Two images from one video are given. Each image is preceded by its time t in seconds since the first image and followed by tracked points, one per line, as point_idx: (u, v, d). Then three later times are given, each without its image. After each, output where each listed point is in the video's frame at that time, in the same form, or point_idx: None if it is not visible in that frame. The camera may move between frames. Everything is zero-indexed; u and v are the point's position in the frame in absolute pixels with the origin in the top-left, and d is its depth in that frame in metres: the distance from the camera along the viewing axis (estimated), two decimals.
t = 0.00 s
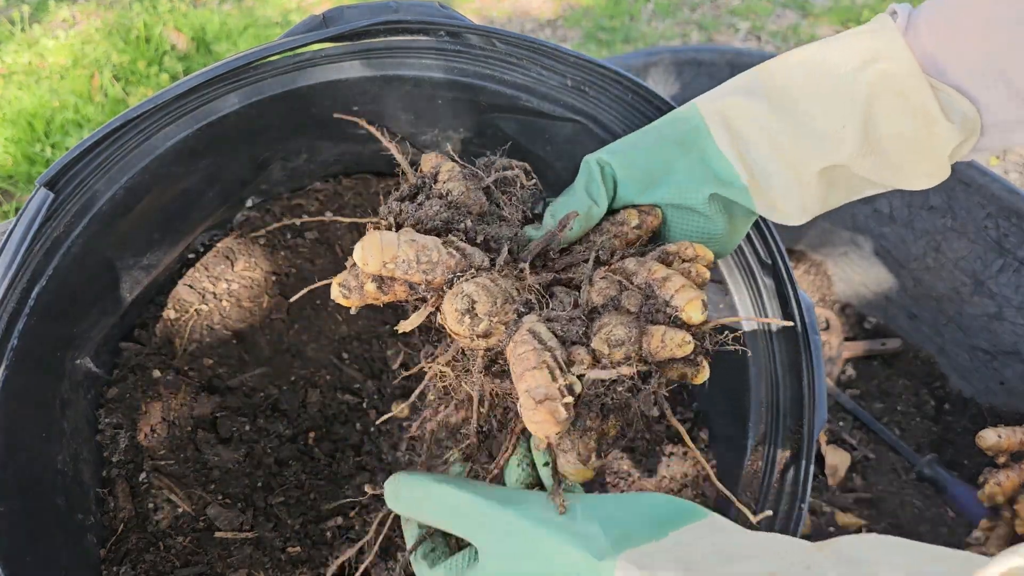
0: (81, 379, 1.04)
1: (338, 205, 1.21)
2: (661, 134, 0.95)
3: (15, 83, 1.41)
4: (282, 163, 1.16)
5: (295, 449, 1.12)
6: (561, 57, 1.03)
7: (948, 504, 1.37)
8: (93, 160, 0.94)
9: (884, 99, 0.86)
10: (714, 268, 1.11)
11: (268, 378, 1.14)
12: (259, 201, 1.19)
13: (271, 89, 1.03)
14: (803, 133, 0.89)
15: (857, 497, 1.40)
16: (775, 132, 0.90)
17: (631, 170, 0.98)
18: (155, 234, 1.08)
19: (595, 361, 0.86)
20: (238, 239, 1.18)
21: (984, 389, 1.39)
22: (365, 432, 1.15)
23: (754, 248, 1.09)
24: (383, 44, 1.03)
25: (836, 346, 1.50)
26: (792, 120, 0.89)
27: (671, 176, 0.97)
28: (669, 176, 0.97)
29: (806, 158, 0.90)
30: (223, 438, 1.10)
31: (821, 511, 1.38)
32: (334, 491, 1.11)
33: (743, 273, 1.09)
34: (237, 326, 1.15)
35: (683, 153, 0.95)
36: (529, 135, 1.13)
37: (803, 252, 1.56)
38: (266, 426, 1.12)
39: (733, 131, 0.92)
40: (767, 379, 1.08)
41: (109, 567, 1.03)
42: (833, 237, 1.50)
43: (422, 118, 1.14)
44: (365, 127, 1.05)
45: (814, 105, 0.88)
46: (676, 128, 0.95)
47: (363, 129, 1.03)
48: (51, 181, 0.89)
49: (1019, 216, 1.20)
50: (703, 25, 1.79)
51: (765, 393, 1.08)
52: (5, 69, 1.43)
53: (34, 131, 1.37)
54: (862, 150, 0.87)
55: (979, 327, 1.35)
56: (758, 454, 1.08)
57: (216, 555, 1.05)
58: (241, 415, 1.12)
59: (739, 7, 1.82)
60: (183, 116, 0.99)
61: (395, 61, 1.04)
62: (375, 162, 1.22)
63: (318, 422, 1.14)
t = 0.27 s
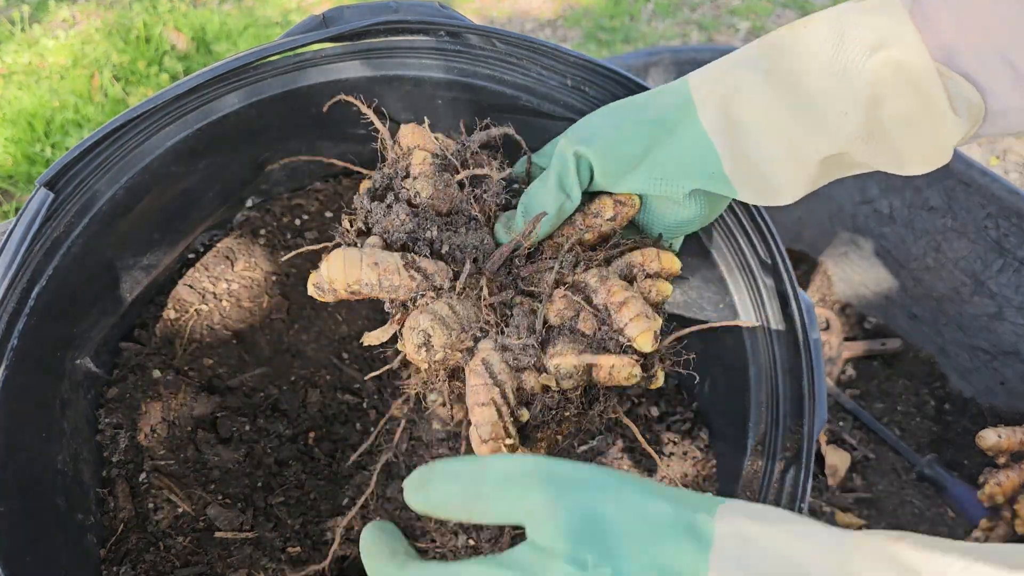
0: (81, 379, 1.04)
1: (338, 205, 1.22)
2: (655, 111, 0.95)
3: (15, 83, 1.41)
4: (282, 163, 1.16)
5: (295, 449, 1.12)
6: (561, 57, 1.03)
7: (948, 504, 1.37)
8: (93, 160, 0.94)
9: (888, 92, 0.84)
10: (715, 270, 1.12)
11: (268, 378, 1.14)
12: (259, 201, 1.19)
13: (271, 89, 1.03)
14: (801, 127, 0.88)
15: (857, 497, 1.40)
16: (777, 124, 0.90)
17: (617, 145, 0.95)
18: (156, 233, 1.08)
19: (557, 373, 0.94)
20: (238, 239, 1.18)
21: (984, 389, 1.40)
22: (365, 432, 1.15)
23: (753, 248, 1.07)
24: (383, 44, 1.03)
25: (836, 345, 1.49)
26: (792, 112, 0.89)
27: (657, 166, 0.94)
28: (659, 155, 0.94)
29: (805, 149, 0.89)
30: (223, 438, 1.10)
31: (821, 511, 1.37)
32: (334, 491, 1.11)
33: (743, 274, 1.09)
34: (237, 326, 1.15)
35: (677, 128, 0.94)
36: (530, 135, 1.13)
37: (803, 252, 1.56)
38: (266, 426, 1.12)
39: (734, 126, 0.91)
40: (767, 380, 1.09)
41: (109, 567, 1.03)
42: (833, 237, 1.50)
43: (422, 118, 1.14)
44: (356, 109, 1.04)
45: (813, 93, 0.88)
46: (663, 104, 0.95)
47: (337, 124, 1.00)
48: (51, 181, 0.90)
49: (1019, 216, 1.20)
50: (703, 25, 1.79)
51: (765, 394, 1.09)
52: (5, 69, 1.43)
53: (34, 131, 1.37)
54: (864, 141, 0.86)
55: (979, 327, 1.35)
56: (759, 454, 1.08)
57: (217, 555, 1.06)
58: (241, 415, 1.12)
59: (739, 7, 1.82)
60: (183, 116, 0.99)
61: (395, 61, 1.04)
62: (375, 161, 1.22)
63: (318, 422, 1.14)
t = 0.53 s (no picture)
0: (81, 379, 1.04)
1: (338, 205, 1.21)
2: (669, 232, 0.81)
3: (15, 83, 1.41)
4: (282, 163, 1.16)
5: (295, 449, 1.11)
6: (561, 57, 1.03)
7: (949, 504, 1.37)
8: (93, 160, 0.94)
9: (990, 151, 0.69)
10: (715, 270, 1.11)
11: (268, 378, 1.14)
12: (259, 201, 1.19)
13: (272, 89, 1.03)
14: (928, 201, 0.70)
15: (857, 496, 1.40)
16: (899, 197, 0.71)
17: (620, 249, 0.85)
18: (156, 233, 1.08)
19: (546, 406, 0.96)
20: (238, 238, 1.18)
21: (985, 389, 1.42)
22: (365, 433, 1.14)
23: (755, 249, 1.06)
24: (384, 45, 1.04)
25: (836, 345, 1.48)
26: (910, 189, 0.70)
27: (664, 256, 0.81)
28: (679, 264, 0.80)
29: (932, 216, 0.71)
30: (223, 439, 1.10)
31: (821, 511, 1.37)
32: (334, 491, 1.10)
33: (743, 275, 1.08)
34: (237, 326, 1.15)
35: (693, 224, 0.80)
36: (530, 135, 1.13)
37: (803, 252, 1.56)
38: (266, 426, 1.12)
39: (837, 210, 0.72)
40: (766, 381, 1.09)
41: (109, 567, 1.04)
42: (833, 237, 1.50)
43: (422, 118, 1.14)
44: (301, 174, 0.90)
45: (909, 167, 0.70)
46: (681, 247, 0.80)
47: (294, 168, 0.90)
48: (51, 181, 0.90)
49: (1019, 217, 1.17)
50: (703, 25, 1.79)
51: (765, 394, 1.09)
52: (6, 70, 1.43)
53: (34, 131, 1.37)
54: (988, 203, 0.69)
55: (980, 326, 1.39)
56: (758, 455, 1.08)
57: (216, 555, 1.06)
58: (241, 415, 1.11)
59: (739, 7, 1.82)
60: (183, 116, 0.99)
61: (395, 61, 1.04)
62: (375, 161, 1.21)
63: (318, 422, 1.14)
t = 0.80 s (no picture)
0: (81, 379, 1.04)
1: (337, 205, 1.21)
2: (809, 266, 0.71)
3: (15, 83, 1.41)
4: (282, 163, 1.16)
5: (295, 449, 1.12)
6: (561, 57, 1.03)
7: (949, 504, 1.37)
8: (93, 160, 0.94)
9: None
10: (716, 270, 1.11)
11: (268, 378, 1.14)
12: (259, 201, 1.19)
13: (271, 89, 1.03)
14: None
15: (857, 496, 1.40)
16: None
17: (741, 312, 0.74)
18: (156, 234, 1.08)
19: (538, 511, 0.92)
20: (238, 239, 1.18)
21: (984, 389, 1.41)
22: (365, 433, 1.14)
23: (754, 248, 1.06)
24: (384, 45, 1.04)
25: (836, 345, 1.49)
26: None
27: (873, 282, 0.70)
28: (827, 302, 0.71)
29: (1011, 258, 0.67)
30: (223, 439, 1.10)
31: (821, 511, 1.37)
32: (334, 491, 1.11)
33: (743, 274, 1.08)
34: (237, 327, 1.15)
35: (835, 266, 0.71)
36: (530, 135, 1.12)
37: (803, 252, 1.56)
38: (266, 426, 1.12)
39: (988, 231, 0.64)
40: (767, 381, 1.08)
41: (109, 567, 1.04)
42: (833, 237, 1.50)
43: (421, 118, 1.14)
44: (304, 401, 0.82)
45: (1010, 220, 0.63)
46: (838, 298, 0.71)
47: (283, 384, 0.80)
48: (51, 181, 0.90)
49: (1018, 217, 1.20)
50: (703, 25, 1.79)
51: (766, 394, 1.08)
52: (5, 69, 1.43)
53: (34, 131, 1.37)
54: None
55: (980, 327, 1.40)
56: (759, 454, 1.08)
57: (217, 555, 1.05)
58: (241, 415, 1.11)
59: (739, 7, 1.82)
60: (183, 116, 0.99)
61: (395, 62, 1.05)
62: (374, 161, 1.21)
63: (318, 422, 1.14)
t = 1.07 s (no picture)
0: (81, 379, 1.04)
1: (337, 205, 1.21)
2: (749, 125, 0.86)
3: (15, 83, 1.41)
4: (282, 163, 1.16)
5: (295, 449, 1.12)
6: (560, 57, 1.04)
7: (948, 504, 1.37)
8: (93, 160, 0.95)
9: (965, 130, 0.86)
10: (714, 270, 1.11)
11: (268, 378, 1.14)
12: (259, 201, 1.19)
13: (271, 89, 1.03)
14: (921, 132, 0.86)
15: (857, 496, 1.40)
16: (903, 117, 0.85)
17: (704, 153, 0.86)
18: (155, 234, 1.08)
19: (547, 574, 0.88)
20: (238, 239, 1.18)
21: (984, 389, 1.39)
22: (365, 433, 1.14)
23: (755, 250, 1.08)
24: (383, 44, 1.04)
25: (836, 345, 1.49)
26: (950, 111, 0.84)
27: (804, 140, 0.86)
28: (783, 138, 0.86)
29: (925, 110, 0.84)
30: (223, 439, 1.10)
31: (821, 511, 1.37)
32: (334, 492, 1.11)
33: (743, 275, 1.09)
34: (238, 327, 1.15)
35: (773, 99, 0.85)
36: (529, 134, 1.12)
37: (803, 252, 1.56)
38: (266, 426, 1.12)
39: (914, 86, 0.83)
40: (767, 382, 1.08)
41: (109, 567, 1.03)
42: (833, 236, 1.50)
43: (421, 118, 1.14)
44: None
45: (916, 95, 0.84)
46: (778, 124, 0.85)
47: None
48: (51, 180, 0.91)
49: (1019, 217, 1.20)
50: (703, 24, 1.79)
51: (766, 395, 1.08)
52: (5, 69, 1.43)
53: (34, 131, 1.37)
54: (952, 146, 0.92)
55: (979, 327, 1.36)
56: (760, 455, 1.07)
57: (216, 555, 1.05)
58: (241, 415, 1.11)
59: (739, 7, 1.82)
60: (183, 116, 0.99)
61: (394, 61, 1.04)
62: (374, 162, 1.21)
63: (318, 422, 1.14)
